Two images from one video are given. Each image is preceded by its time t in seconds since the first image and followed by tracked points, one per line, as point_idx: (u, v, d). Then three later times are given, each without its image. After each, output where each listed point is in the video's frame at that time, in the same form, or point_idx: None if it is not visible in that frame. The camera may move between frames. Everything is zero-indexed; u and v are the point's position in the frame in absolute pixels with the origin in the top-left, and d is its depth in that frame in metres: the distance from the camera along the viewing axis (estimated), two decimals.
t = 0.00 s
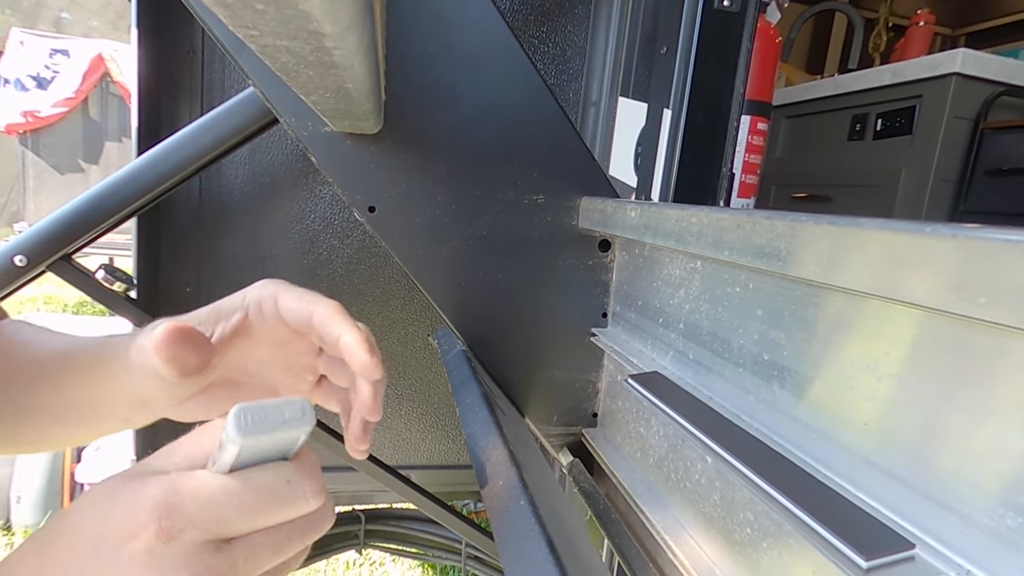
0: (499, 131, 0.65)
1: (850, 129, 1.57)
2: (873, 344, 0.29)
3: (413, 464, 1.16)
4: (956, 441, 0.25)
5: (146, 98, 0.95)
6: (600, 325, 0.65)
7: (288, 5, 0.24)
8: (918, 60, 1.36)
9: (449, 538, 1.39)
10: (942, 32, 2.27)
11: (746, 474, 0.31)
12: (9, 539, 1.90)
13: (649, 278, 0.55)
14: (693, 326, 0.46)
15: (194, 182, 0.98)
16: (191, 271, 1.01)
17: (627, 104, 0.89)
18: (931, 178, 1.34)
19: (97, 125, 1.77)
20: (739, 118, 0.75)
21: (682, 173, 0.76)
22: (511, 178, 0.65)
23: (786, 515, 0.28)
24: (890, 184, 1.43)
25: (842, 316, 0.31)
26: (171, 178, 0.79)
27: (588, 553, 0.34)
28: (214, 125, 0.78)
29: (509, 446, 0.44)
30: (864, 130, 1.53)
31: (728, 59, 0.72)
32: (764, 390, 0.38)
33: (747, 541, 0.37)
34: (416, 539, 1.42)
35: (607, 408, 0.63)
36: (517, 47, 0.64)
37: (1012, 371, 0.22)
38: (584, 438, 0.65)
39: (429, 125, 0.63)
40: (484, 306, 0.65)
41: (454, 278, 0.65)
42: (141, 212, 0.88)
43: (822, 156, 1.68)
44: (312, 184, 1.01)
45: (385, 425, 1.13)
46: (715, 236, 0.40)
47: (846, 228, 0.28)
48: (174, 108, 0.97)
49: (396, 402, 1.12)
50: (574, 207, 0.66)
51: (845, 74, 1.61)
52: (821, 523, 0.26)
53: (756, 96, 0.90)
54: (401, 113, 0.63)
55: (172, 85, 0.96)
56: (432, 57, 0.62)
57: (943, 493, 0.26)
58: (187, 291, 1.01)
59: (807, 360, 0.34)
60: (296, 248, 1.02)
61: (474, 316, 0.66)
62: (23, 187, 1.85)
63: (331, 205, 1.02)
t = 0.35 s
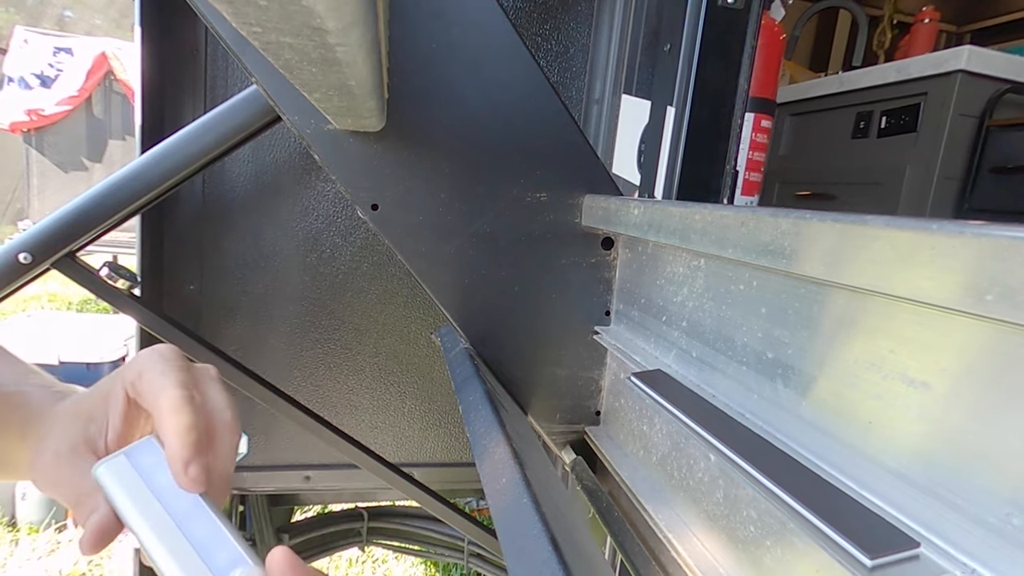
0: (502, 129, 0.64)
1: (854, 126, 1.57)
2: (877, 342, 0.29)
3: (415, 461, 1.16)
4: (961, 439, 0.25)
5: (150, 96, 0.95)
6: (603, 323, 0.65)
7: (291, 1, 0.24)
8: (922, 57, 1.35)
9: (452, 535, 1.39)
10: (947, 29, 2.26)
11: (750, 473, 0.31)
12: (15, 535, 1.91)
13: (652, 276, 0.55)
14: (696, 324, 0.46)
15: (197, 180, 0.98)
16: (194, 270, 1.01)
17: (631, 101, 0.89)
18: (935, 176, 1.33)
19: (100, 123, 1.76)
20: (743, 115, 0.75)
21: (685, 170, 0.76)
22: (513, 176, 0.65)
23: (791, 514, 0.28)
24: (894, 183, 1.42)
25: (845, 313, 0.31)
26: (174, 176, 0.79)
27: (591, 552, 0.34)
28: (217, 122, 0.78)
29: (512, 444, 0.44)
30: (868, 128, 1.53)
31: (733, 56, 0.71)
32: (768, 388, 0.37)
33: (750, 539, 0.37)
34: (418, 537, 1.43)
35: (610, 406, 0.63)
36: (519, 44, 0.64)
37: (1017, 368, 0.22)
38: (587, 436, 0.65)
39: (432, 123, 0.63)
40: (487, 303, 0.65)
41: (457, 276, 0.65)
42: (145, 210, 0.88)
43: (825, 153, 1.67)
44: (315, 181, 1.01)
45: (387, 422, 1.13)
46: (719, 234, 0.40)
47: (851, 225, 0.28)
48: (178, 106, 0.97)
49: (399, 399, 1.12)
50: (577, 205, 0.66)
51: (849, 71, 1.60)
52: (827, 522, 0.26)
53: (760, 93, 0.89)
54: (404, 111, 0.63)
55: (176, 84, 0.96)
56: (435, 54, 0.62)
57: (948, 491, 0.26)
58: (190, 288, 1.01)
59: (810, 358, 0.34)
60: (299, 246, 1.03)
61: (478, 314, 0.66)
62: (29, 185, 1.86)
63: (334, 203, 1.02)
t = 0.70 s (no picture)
0: (505, 128, 0.64)
1: (859, 125, 1.56)
2: (881, 341, 0.29)
3: (418, 460, 1.17)
4: (966, 438, 0.25)
5: (155, 96, 0.96)
6: (606, 321, 0.65)
7: None
8: (927, 55, 1.34)
9: (455, 533, 1.39)
10: (952, 27, 2.25)
11: (754, 472, 0.31)
12: (20, 532, 1.92)
13: (656, 274, 0.55)
14: (700, 323, 0.46)
15: (201, 178, 0.99)
16: (198, 268, 1.01)
17: (635, 100, 0.89)
18: (941, 174, 1.33)
19: (105, 121, 1.80)
20: (747, 113, 0.74)
21: (688, 169, 0.76)
22: (516, 175, 0.65)
23: (794, 513, 0.28)
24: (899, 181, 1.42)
25: (849, 313, 0.31)
26: (178, 175, 0.79)
27: (594, 551, 0.34)
28: (221, 121, 0.78)
29: (515, 442, 0.44)
30: (873, 126, 1.52)
31: (737, 53, 0.71)
32: (772, 387, 0.37)
33: (753, 538, 0.37)
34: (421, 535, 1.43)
35: (613, 405, 0.63)
36: (522, 43, 0.64)
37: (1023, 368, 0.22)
38: (590, 435, 0.65)
39: (436, 122, 0.63)
40: (490, 302, 0.65)
41: (459, 274, 0.65)
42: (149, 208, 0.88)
43: (829, 152, 1.67)
44: (319, 180, 1.01)
45: (390, 421, 1.13)
46: (723, 233, 0.40)
47: (856, 224, 0.28)
48: (182, 104, 0.98)
49: (402, 398, 1.12)
50: (580, 204, 0.65)
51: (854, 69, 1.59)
52: (830, 521, 0.26)
53: (765, 91, 0.89)
54: (407, 109, 0.63)
55: (180, 82, 0.97)
56: (439, 53, 0.62)
57: (952, 491, 0.26)
58: (194, 286, 1.01)
59: (815, 357, 0.34)
60: (302, 245, 1.03)
61: (480, 313, 0.66)
62: (33, 184, 1.86)
63: (337, 202, 1.03)
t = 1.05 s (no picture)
0: (507, 126, 0.64)
1: (861, 123, 1.56)
2: (884, 339, 0.29)
3: (420, 458, 1.17)
4: (970, 436, 0.25)
5: (156, 95, 0.96)
6: (608, 320, 0.65)
7: None
8: (930, 53, 1.34)
9: (457, 532, 1.39)
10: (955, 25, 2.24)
11: (756, 471, 0.31)
12: (23, 531, 1.93)
13: (657, 273, 0.55)
14: (702, 321, 0.46)
15: (202, 177, 0.99)
16: (199, 267, 1.01)
17: (637, 99, 0.89)
18: (944, 173, 1.33)
19: (107, 120, 1.80)
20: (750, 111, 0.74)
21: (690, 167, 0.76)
22: (518, 173, 0.65)
23: (797, 511, 0.28)
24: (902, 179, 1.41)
25: (852, 311, 0.31)
26: (179, 174, 0.79)
27: (596, 550, 0.34)
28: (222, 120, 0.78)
29: (517, 441, 0.44)
30: (875, 124, 1.52)
31: (740, 52, 0.71)
32: (774, 386, 0.37)
33: (756, 537, 0.36)
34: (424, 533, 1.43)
35: (615, 404, 0.63)
36: (524, 42, 0.64)
37: None
38: (592, 434, 0.65)
39: (438, 120, 0.63)
40: (492, 301, 0.65)
41: (462, 273, 0.65)
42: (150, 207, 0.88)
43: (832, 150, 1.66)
44: (321, 179, 1.01)
45: (392, 419, 1.13)
46: (726, 231, 0.40)
47: (859, 222, 0.28)
48: (184, 103, 0.98)
49: (404, 396, 1.12)
50: (581, 202, 0.65)
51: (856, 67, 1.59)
52: (833, 520, 0.26)
53: (767, 90, 0.89)
54: (409, 108, 0.63)
55: (182, 81, 0.97)
56: (440, 51, 0.62)
57: (955, 489, 0.25)
58: (195, 285, 1.02)
59: (818, 355, 0.34)
60: (304, 243, 1.03)
61: (482, 312, 0.66)
62: (35, 183, 1.86)
63: (338, 201, 1.03)
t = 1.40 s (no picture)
0: (506, 127, 0.64)
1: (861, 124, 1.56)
2: (884, 340, 0.29)
3: (420, 459, 1.17)
4: (970, 437, 0.25)
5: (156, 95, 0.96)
6: (607, 321, 0.65)
7: None
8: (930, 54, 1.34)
9: (457, 533, 1.39)
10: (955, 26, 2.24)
11: (756, 471, 0.31)
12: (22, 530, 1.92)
13: (657, 274, 0.55)
14: (702, 322, 0.46)
15: (202, 178, 0.99)
16: (200, 267, 1.01)
17: (636, 100, 0.89)
18: (943, 174, 1.33)
19: (107, 121, 1.79)
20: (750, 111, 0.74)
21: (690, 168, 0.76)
22: (517, 174, 0.65)
23: (796, 512, 0.28)
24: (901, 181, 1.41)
25: (853, 312, 0.31)
26: (179, 175, 0.79)
27: (596, 551, 0.34)
28: (222, 120, 0.78)
29: (517, 441, 0.44)
30: (874, 125, 1.52)
31: (739, 52, 0.71)
32: (774, 387, 0.37)
33: (755, 538, 0.36)
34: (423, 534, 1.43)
35: (614, 404, 0.63)
36: (524, 43, 0.64)
37: None
38: (592, 434, 0.65)
39: (437, 121, 0.63)
40: (491, 301, 0.65)
41: (461, 274, 0.65)
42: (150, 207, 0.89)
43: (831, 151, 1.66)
44: (320, 180, 1.01)
45: (392, 420, 1.13)
46: (726, 232, 0.40)
47: (859, 223, 0.28)
48: (184, 103, 0.98)
49: (403, 397, 1.12)
50: (581, 203, 0.65)
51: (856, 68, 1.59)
52: (834, 521, 0.26)
53: (767, 90, 0.89)
54: (409, 108, 0.63)
55: (182, 81, 0.97)
56: (440, 52, 0.62)
57: (954, 490, 0.25)
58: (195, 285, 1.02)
59: (818, 356, 0.34)
60: (304, 244, 1.03)
61: (482, 312, 0.66)
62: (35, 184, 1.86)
63: (337, 201, 1.02)
